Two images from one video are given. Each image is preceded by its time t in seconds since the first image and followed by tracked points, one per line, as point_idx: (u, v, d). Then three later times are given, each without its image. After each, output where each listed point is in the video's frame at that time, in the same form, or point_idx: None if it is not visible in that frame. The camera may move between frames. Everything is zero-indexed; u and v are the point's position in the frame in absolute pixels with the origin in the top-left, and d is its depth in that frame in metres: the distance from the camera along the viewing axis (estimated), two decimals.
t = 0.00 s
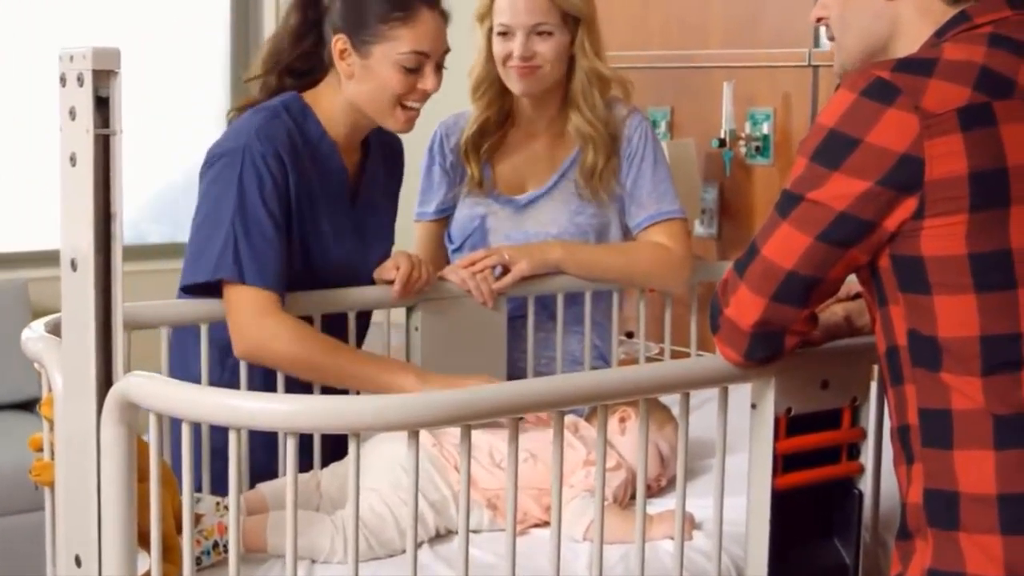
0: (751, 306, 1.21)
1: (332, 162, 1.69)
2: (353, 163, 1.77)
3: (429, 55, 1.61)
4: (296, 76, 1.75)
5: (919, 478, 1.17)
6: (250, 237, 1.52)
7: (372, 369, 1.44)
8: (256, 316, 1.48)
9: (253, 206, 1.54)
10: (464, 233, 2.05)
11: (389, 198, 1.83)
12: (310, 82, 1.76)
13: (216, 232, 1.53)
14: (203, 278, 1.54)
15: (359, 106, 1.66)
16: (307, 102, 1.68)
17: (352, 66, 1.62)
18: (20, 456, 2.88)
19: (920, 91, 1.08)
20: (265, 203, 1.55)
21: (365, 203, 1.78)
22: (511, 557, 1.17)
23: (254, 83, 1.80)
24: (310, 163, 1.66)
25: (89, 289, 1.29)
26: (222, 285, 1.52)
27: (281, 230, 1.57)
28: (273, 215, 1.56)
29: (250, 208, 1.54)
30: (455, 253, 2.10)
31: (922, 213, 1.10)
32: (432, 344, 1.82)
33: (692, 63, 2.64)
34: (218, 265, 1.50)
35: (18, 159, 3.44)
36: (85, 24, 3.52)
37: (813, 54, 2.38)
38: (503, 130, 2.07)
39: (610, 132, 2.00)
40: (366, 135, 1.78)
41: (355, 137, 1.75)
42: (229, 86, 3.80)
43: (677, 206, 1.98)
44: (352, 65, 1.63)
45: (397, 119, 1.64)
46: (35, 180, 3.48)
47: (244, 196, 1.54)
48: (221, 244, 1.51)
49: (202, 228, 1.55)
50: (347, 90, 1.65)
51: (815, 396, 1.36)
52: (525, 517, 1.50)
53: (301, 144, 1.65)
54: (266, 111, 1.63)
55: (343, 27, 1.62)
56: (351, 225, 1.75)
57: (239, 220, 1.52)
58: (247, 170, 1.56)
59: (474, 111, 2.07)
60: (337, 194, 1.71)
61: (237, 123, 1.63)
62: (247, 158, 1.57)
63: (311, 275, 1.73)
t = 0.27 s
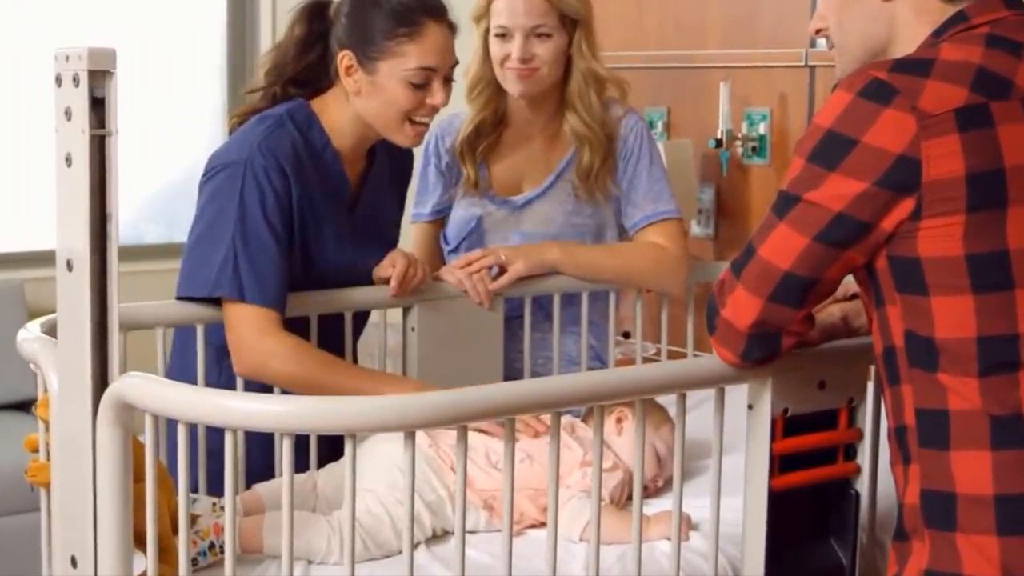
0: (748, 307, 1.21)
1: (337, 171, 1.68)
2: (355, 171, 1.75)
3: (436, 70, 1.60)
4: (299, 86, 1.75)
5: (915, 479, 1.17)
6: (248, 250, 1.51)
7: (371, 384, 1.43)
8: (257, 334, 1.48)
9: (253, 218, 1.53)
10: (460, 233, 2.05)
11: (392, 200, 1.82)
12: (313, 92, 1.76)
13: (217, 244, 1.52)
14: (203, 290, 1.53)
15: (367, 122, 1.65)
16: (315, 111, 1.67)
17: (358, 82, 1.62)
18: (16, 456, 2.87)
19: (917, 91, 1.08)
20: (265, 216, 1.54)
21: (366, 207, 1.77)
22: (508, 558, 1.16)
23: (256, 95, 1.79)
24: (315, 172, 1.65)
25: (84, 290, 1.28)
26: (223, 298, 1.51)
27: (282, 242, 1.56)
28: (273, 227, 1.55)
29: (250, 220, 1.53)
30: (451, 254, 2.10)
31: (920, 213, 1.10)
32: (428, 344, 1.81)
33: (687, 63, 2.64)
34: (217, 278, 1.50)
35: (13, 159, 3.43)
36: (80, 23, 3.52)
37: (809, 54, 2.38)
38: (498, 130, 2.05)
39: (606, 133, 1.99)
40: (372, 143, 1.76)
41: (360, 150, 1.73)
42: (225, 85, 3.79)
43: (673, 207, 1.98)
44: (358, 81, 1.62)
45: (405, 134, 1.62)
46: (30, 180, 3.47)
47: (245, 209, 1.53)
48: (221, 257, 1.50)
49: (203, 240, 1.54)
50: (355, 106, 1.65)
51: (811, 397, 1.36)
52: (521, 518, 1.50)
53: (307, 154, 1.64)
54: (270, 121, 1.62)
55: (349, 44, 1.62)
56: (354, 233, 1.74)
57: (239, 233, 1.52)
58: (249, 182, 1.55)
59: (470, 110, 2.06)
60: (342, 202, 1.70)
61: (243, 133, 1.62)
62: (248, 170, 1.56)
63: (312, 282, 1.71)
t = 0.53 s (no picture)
0: (746, 307, 1.21)
1: (337, 177, 1.67)
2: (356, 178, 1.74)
3: (440, 82, 1.57)
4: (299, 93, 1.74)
5: (914, 480, 1.17)
6: (248, 260, 1.51)
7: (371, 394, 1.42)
8: (258, 344, 1.47)
9: (254, 228, 1.52)
10: (457, 233, 2.05)
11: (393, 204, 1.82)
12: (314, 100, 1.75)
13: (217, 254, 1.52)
14: (202, 298, 1.53)
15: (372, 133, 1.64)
16: (316, 118, 1.66)
17: (361, 94, 1.60)
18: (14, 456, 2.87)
19: (916, 92, 1.08)
20: (266, 225, 1.54)
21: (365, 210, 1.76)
22: (506, 558, 1.16)
23: (254, 104, 1.78)
24: (315, 179, 1.64)
25: (81, 290, 1.28)
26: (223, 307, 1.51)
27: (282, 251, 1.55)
28: (274, 236, 1.54)
29: (250, 230, 1.52)
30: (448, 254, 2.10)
31: (919, 214, 1.10)
32: (426, 344, 1.81)
33: (686, 63, 2.64)
34: (218, 289, 1.50)
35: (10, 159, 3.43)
36: (78, 23, 3.52)
37: (807, 54, 2.38)
38: (495, 130, 2.04)
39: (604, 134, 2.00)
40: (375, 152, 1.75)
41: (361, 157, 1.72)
42: (222, 85, 3.79)
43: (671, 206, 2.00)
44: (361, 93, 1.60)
45: (410, 146, 1.61)
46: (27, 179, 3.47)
47: (246, 218, 1.52)
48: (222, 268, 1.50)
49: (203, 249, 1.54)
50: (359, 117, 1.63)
51: (809, 397, 1.36)
52: (519, 518, 1.49)
53: (308, 161, 1.63)
54: (271, 128, 1.61)
55: (351, 57, 1.60)
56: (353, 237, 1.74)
57: (239, 243, 1.51)
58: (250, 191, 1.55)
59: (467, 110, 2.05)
60: (340, 207, 1.70)
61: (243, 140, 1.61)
62: (249, 179, 1.55)
63: (310, 286, 1.71)
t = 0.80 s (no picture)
0: (746, 308, 1.21)
1: (336, 180, 1.67)
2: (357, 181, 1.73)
3: (439, 87, 1.57)
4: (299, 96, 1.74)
5: (914, 480, 1.17)
6: (248, 263, 1.50)
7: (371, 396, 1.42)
8: (257, 346, 1.47)
9: (253, 232, 1.52)
10: (456, 234, 2.05)
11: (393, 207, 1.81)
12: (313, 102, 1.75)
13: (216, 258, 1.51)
14: (203, 303, 1.53)
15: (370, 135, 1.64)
16: (316, 120, 1.66)
17: (360, 99, 1.60)
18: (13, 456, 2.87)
19: (916, 92, 1.08)
20: (265, 229, 1.53)
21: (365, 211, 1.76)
22: (505, 558, 1.16)
23: (253, 106, 1.78)
24: (314, 182, 1.64)
25: (80, 290, 1.28)
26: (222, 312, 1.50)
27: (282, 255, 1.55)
28: (273, 240, 1.54)
29: (250, 234, 1.52)
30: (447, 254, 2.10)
31: (918, 214, 1.10)
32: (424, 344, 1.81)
33: (685, 62, 2.64)
34: (218, 293, 1.49)
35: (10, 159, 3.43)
36: (77, 23, 3.52)
37: (806, 54, 2.38)
38: (494, 130, 2.04)
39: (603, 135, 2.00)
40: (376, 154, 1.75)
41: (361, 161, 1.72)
42: (222, 85, 3.79)
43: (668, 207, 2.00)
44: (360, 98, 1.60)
45: (410, 150, 1.61)
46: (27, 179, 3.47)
47: (244, 222, 1.52)
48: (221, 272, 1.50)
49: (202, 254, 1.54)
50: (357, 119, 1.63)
51: (808, 397, 1.36)
52: (518, 519, 1.49)
53: (307, 164, 1.63)
54: (270, 132, 1.61)
55: (350, 61, 1.60)
56: (353, 239, 1.74)
57: (239, 247, 1.51)
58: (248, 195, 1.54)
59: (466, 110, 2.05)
60: (339, 209, 1.69)
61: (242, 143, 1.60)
62: (248, 183, 1.55)
63: (309, 289, 1.71)
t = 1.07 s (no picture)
0: (745, 308, 1.21)
1: (334, 181, 1.67)
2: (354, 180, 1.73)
3: (436, 89, 1.57)
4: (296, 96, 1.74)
5: (913, 480, 1.17)
6: (249, 265, 1.50)
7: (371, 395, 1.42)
8: (257, 348, 1.47)
9: (252, 232, 1.52)
10: (455, 234, 2.05)
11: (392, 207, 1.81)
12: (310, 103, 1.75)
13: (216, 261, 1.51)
14: (205, 306, 1.52)
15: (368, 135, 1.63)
16: (314, 122, 1.66)
17: (358, 100, 1.60)
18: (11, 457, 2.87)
19: (915, 92, 1.08)
20: (264, 230, 1.53)
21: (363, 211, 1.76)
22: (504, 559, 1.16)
23: (251, 107, 1.78)
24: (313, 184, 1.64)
25: (79, 291, 1.28)
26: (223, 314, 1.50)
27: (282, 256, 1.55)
28: (273, 240, 1.54)
29: (250, 235, 1.52)
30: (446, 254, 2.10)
31: (918, 214, 1.10)
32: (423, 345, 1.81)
33: (684, 62, 2.63)
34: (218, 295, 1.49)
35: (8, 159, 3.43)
36: (76, 23, 3.51)
37: (805, 54, 2.38)
38: (494, 131, 2.04)
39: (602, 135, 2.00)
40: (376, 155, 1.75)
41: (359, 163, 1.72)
42: (221, 85, 3.79)
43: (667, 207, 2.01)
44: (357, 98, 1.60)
45: (408, 151, 1.60)
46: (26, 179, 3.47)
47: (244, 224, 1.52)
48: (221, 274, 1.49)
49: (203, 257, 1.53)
50: (354, 119, 1.63)
51: (807, 397, 1.36)
52: (517, 519, 1.49)
53: (305, 166, 1.63)
54: (268, 134, 1.61)
55: (348, 62, 1.59)
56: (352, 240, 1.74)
57: (239, 248, 1.50)
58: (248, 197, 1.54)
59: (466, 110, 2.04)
60: (338, 210, 1.69)
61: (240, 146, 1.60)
62: (247, 185, 1.55)
63: (308, 290, 1.71)
